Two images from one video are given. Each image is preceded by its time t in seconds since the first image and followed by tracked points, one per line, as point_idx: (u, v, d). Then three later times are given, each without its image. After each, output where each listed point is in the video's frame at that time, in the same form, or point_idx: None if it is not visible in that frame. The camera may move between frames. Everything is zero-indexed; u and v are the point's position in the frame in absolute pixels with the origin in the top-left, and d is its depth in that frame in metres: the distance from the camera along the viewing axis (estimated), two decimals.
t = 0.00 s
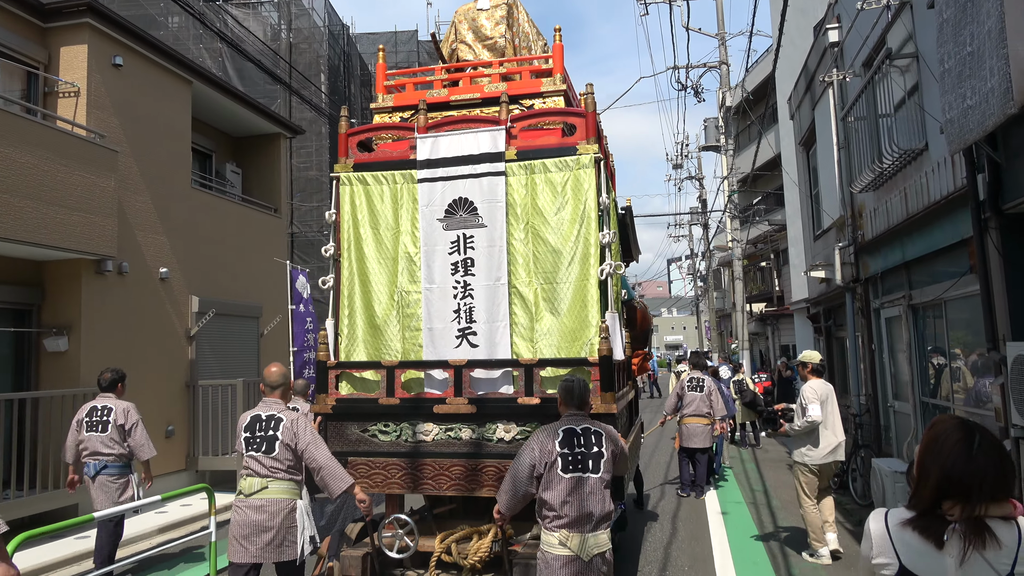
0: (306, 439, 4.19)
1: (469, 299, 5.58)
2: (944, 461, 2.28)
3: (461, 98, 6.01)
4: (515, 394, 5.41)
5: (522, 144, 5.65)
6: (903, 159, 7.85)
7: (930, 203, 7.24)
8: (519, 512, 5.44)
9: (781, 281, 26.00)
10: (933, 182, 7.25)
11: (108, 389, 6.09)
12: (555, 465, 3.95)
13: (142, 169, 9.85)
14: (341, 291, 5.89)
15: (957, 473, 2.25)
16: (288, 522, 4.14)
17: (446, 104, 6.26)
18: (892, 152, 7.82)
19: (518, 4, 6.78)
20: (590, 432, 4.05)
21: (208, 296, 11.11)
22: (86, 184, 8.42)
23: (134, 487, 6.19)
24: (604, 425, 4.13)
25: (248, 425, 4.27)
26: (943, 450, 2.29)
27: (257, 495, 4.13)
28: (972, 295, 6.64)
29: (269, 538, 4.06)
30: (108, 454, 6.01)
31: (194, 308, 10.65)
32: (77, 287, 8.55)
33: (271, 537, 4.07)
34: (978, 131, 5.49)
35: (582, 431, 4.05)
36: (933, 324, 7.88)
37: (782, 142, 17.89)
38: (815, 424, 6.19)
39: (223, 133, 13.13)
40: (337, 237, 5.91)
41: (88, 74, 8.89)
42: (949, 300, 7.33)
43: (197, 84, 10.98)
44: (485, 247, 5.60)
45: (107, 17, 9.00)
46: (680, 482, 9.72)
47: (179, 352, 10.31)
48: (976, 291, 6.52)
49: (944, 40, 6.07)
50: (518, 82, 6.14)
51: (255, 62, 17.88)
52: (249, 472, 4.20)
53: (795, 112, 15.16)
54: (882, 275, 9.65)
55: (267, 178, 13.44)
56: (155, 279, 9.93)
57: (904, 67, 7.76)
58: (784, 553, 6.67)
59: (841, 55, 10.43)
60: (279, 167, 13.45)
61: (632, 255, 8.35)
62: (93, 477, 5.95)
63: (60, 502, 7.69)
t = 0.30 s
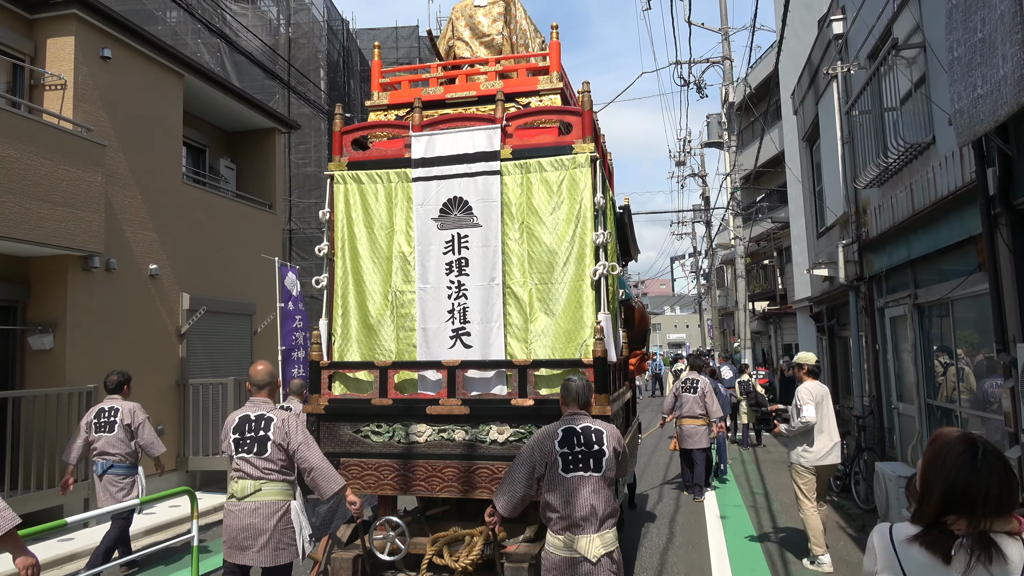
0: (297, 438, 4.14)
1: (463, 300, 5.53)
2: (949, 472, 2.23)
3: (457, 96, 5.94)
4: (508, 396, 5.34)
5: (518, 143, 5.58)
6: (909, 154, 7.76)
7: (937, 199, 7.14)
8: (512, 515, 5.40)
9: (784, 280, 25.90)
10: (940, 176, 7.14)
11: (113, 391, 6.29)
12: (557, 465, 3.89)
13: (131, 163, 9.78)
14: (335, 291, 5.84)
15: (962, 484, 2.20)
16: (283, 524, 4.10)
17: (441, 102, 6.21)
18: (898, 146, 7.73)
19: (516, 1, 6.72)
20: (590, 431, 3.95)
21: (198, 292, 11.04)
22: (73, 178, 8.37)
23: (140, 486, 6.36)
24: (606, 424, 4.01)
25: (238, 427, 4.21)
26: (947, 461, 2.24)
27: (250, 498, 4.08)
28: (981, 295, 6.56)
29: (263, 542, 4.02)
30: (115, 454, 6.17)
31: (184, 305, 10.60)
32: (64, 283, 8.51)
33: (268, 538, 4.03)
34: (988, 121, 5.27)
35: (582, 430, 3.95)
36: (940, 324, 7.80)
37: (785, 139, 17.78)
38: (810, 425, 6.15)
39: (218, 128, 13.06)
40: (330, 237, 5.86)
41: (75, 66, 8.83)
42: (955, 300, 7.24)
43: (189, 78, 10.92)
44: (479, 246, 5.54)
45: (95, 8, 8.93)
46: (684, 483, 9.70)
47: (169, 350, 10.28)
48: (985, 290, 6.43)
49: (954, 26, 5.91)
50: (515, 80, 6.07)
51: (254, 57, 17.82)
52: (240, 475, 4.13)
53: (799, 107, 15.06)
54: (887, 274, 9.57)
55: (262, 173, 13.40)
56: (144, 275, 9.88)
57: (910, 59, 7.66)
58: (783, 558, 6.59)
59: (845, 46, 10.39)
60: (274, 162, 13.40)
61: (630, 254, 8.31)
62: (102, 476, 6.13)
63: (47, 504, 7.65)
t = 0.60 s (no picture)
0: (279, 431, 4.14)
1: (452, 295, 5.51)
2: (957, 467, 2.21)
3: (451, 91, 5.92)
4: (496, 392, 5.33)
5: (511, 140, 5.57)
6: (909, 156, 7.76)
7: (938, 202, 7.09)
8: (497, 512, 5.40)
9: (780, 283, 25.93)
10: (942, 179, 7.08)
11: (112, 375, 6.58)
12: (540, 462, 3.87)
13: (117, 149, 9.71)
14: (324, 284, 5.82)
15: (969, 479, 2.19)
16: (257, 519, 4.07)
17: (436, 96, 6.17)
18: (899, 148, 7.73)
19: None
20: (575, 428, 3.95)
21: (183, 283, 10.97)
22: (61, 164, 8.43)
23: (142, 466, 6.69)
24: (590, 421, 4.03)
25: (217, 419, 4.18)
26: (954, 455, 2.23)
27: (224, 492, 4.05)
28: (979, 301, 6.54)
29: (235, 537, 3.98)
30: (117, 435, 6.51)
31: (170, 295, 10.54)
32: (43, 270, 8.45)
33: (239, 534, 4.00)
34: (994, 119, 4.98)
35: (567, 427, 3.94)
36: (937, 331, 7.79)
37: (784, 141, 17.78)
38: (801, 428, 6.13)
39: (210, 117, 13.05)
40: (321, 229, 5.85)
41: (60, 47, 8.72)
42: (953, 306, 7.25)
43: (179, 64, 10.84)
44: (469, 242, 5.53)
45: None
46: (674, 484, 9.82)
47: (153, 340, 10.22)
48: (984, 297, 6.40)
49: (959, 21, 5.61)
50: (510, 76, 6.05)
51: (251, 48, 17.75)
52: (216, 468, 4.11)
53: (799, 107, 15.04)
54: (886, 279, 9.57)
55: (253, 164, 13.35)
56: (129, 263, 9.81)
57: (914, 60, 7.65)
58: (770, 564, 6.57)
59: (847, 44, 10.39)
60: (266, 151, 13.36)
61: (624, 255, 8.32)
62: (103, 457, 6.47)
63: (25, 494, 7.57)
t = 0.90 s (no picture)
0: (258, 451, 4.09)
1: (439, 309, 5.48)
2: (935, 484, 2.23)
3: (437, 104, 5.91)
4: (483, 406, 5.29)
5: (498, 153, 5.57)
6: (903, 162, 7.78)
7: (931, 210, 7.10)
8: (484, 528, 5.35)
9: (772, 294, 26.01)
10: (936, 186, 7.08)
11: (121, 395, 6.48)
12: (512, 479, 3.83)
13: (98, 163, 9.62)
14: (310, 299, 5.77)
15: (948, 496, 2.21)
16: (232, 540, 4.00)
17: (422, 110, 6.17)
18: (892, 153, 7.76)
19: (500, 11, 6.69)
20: (547, 444, 3.89)
21: (166, 297, 10.87)
22: (36, 176, 8.26)
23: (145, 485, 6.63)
24: (564, 437, 3.97)
25: (195, 439, 4.11)
26: (932, 472, 2.25)
27: (199, 514, 4.00)
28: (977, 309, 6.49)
29: (210, 560, 3.93)
30: (122, 454, 6.45)
31: (150, 310, 10.40)
32: (19, 285, 8.31)
33: (211, 558, 3.94)
34: (988, 119, 4.99)
35: (541, 444, 3.90)
36: (933, 341, 7.78)
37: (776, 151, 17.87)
38: (793, 440, 6.07)
39: (195, 128, 13.01)
40: (308, 244, 5.81)
41: (37, 57, 8.64)
42: (950, 315, 7.21)
43: (162, 75, 10.78)
44: (456, 256, 5.51)
45: None
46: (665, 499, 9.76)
47: (134, 355, 10.08)
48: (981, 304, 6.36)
49: (952, 20, 5.64)
50: (496, 90, 6.06)
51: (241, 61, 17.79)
52: (191, 489, 4.05)
53: (790, 115, 15.10)
54: (880, 288, 9.57)
55: (238, 176, 13.31)
56: (108, 278, 9.68)
57: (906, 64, 7.68)
58: None
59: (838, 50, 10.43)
60: (252, 163, 13.34)
61: (614, 267, 8.30)
62: (108, 476, 6.38)
63: None
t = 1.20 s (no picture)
0: (241, 457, 4.10)
1: (424, 315, 5.49)
2: (889, 477, 2.31)
3: (423, 111, 5.93)
4: (469, 411, 5.30)
5: (483, 159, 5.59)
6: (892, 160, 7.79)
7: (920, 208, 7.13)
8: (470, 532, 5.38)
9: (764, 296, 26.14)
10: (925, 185, 7.10)
11: (125, 402, 6.56)
12: (489, 481, 3.85)
13: (74, 168, 9.51)
14: (296, 306, 5.77)
15: (902, 489, 2.28)
16: (211, 546, 3.99)
17: (408, 117, 6.20)
18: (881, 151, 7.77)
19: (486, 19, 6.72)
20: (527, 449, 3.90)
21: (147, 304, 10.74)
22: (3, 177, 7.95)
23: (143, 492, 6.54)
24: (544, 442, 3.97)
25: (175, 445, 4.09)
26: (887, 465, 2.33)
27: (177, 520, 3.99)
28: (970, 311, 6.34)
29: (187, 564, 3.92)
30: (121, 460, 6.42)
31: (131, 317, 10.28)
32: None
33: (190, 563, 3.93)
34: (979, 112, 5.02)
35: (518, 448, 3.90)
36: (924, 343, 7.71)
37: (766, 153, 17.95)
38: (775, 444, 6.14)
39: (177, 133, 12.98)
40: (293, 252, 5.81)
41: (10, 60, 8.53)
42: (942, 315, 7.05)
43: (140, 78, 10.71)
44: (441, 262, 5.52)
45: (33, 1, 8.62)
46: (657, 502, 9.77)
47: (114, 364, 9.97)
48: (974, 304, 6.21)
49: (941, 12, 5.70)
50: (481, 96, 6.09)
51: (228, 67, 17.76)
52: (170, 494, 4.04)
53: (779, 117, 15.17)
54: (871, 290, 9.58)
55: (222, 181, 13.28)
56: (86, 284, 9.55)
57: (894, 61, 7.70)
58: None
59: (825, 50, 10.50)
60: (236, 167, 13.31)
61: (601, 272, 8.34)
62: (106, 481, 6.37)
63: None
